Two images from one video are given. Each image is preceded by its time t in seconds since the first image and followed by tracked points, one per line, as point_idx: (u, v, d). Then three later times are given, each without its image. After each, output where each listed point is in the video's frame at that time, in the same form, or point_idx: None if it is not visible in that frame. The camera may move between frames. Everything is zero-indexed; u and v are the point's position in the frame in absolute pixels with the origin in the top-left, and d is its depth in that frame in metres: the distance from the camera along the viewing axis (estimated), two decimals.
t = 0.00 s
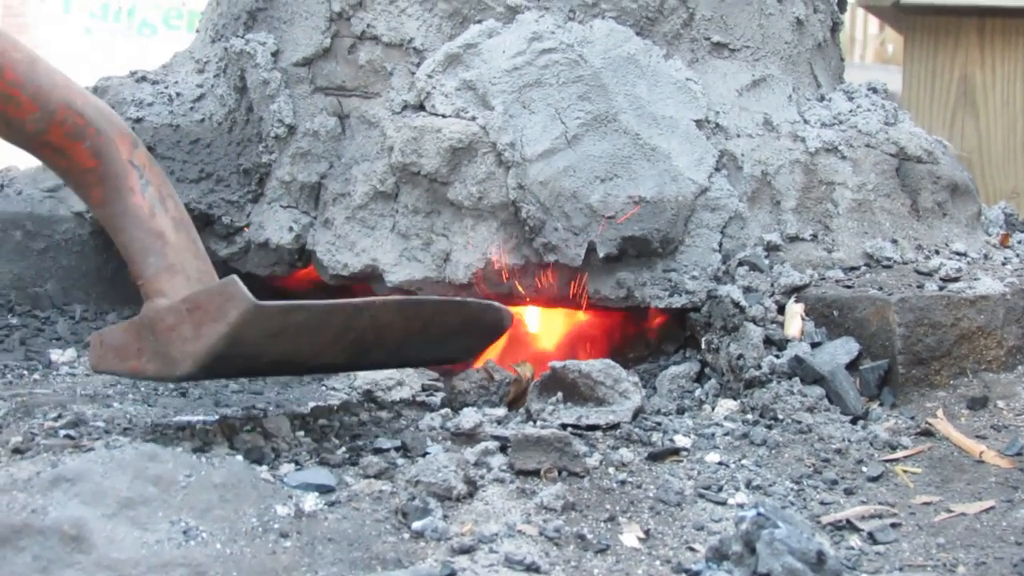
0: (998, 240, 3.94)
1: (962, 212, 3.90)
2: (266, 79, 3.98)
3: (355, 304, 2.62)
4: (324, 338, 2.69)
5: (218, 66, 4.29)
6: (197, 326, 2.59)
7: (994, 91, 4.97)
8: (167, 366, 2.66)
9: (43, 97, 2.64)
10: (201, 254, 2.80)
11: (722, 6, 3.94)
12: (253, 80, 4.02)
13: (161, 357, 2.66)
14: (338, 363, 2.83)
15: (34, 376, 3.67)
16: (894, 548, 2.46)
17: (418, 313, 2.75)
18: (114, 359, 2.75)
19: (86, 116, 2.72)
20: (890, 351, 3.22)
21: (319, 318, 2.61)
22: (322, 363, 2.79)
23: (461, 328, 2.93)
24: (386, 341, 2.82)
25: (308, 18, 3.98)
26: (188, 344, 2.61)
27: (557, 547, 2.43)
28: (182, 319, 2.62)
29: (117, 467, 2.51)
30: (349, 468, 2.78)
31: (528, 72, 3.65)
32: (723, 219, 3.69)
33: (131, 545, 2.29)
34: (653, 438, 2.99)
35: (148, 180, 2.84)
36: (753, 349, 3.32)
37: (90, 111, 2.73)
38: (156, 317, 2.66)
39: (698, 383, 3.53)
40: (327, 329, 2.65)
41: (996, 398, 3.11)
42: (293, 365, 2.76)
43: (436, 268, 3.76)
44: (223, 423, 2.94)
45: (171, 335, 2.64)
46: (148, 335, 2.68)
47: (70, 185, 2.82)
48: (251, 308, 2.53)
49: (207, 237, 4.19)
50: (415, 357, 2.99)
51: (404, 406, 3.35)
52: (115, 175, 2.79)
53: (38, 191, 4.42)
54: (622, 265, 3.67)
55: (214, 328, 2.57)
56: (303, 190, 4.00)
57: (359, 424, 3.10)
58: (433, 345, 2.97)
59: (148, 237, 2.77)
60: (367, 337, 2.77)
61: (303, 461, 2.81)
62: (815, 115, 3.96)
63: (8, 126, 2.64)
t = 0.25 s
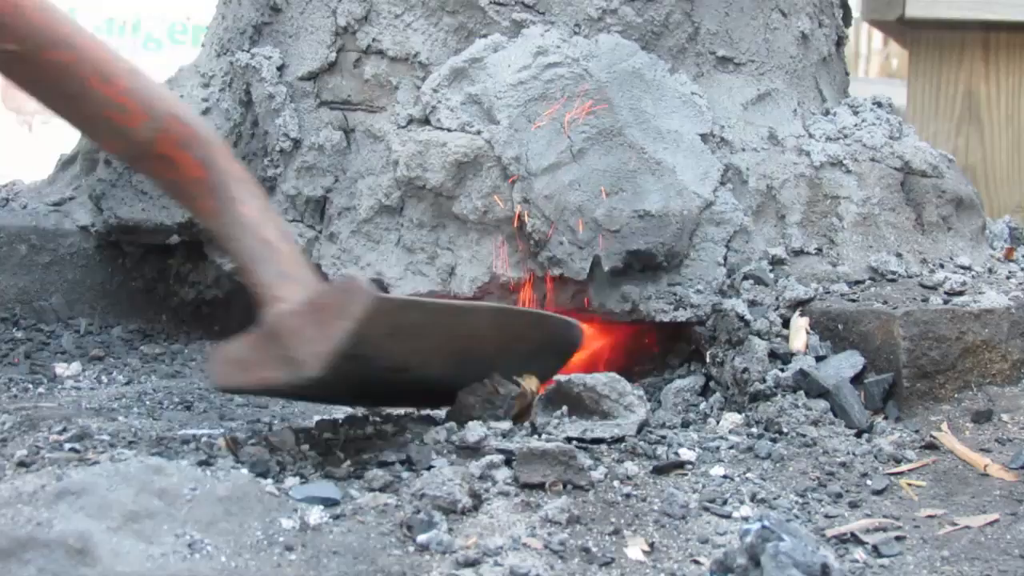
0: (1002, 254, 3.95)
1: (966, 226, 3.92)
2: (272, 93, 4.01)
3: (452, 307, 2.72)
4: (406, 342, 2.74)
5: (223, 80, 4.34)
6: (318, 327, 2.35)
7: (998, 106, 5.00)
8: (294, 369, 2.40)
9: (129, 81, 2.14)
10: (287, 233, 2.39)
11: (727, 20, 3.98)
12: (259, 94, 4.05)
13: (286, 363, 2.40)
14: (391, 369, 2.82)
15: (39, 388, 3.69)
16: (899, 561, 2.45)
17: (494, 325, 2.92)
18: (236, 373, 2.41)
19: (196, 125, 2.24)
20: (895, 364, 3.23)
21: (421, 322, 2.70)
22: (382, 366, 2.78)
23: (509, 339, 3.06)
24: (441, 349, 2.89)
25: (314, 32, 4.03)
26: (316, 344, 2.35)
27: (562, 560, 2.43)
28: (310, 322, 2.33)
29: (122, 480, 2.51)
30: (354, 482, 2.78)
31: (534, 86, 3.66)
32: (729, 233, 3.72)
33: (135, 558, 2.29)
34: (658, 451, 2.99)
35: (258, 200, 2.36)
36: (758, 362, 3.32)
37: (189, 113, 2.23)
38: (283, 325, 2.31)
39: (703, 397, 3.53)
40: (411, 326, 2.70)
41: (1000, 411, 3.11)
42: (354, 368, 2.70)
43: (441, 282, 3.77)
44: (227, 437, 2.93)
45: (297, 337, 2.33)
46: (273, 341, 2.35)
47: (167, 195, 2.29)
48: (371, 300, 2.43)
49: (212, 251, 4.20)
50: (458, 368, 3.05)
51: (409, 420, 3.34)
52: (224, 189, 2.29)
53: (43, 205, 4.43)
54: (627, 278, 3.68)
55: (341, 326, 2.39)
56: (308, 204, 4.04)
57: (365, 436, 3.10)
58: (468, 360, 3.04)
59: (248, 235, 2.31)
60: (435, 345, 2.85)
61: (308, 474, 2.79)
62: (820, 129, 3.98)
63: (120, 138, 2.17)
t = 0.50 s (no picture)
0: (1001, 252, 3.95)
1: (965, 224, 3.92)
2: (269, 95, 4.02)
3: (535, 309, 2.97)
4: (462, 335, 2.89)
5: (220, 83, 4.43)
6: (379, 320, 2.33)
7: (997, 104, 5.00)
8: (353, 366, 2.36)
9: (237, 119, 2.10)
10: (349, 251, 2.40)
11: (724, 20, 3.98)
12: (256, 97, 4.07)
13: (345, 361, 2.35)
14: (438, 362, 2.98)
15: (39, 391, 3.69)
16: (898, 557, 2.45)
17: (527, 321, 2.98)
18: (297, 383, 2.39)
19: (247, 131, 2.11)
20: (894, 361, 3.23)
21: (464, 308, 2.76)
22: (435, 357, 2.94)
23: (535, 341, 3.17)
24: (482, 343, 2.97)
25: (310, 34, 4.03)
26: (373, 339, 2.32)
27: (561, 558, 2.43)
28: (366, 318, 2.31)
29: (122, 481, 2.52)
30: (353, 482, 2.77)
31: (531, 87, 3.66)
32: (727, 232, 3.72)
33: (135, 558, 2.29)
34: (656, 452, 2.99)
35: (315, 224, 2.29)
36: (757, 360, 3.32)
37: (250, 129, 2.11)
38: (341, 323, 2.28)
39: (702, 395, 3.54)
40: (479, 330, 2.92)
41: (999, 407, 3.11)
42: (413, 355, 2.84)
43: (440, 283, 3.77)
44: (226, 438, 2.92)
45: (354, 333, 2.30)
46: (326, 338, 2.32)
47: (233, 214, 2.22)
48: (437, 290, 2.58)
49: (211, 254, 4.21)
50: (492, 365, 3.17)
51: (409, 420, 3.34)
52: (287, 221, 2.21)
53: (41, 209, 4.43)
54: (625, 278, 3.69)
55: (396, 318, 2.38)
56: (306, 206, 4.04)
57: (364, 437, 3.08)
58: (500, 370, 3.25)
59: (298, 254, 2.25)
60: (521, 336, 3.08)
61: (308, 474, 2.79)
62: (818, 128, 3.99)
63: (180, 151, 2.05)
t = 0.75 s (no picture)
0: (1002, 245, 3.95)
1: (966, 217, 3.92)
2: (270, 89, 3.99)
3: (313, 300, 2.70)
4: (239, 334, 2.67)
5: (221, 77, 4.38)
6: (139, 306, 2.54)
7: (999, 96, 4.99)
8: (104, 350, 2.59)
9: None
10: (104, 222, 2.81)
11: (725, 12, 3.98)
12: (257, 90, 4.04)
13: (98, 343, 2.60)
14: (216, 364, 2.74)
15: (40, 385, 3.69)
16: (899, 549, 2.46)
17: (307, 313, 2.71)
18: (42, 354, 2.71)
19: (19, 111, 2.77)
20: (895, 354, 3.23)
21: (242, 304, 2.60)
22: (208, 356, 2.69)
23: (343, 343, 2.88)
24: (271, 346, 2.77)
25: (311, 28, 4.02)
26: (127, 323, 2.55)
27: (562, 550, 2.43)
28: (120, 300, 2.56)
29: (123, 474, 2.52)
30: (354, 475, 2.77)
31: (532, 80, 3.66)
32: (728, 225, 3.72)
33: (136, 551, 2.29)
34: (658, 444, 2.98)
35: (72, 179, 2.85)
36: (758, 353, 3.32)
37: (28, 109, 2.80)
38: (93, 301, 2.59)
39: (704, 388, 3.54)
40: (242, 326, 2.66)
41: (1001, 400, 3.10)
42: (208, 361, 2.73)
43: (440, 276, 3.77)
44: (227, 433, 2.93)
45: (109, 316, 2.57)
46: (87, 320, 2.62)
47: (2, 182, 2.82)
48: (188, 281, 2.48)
49: (212, 248, 4.27)
50: (272, 367, 2.84)
51: (410, 414, 3.33)
52: (43, 171, 2.80)
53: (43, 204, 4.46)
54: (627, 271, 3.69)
55: (155, 304, 2.51)
56: (307, 200, 4.02)
57: (364, 430, 3.07)
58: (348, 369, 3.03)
59: (60, 217, 2.76)
60: (312, 332, 2.79)
61: (309, 467, 2.79)
62: (819, 121, 3.98)
63: None
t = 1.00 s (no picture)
0: (1006, 233, 3.94)
1: (970, 205, 3.91)
2: (273, 76, 3.99)
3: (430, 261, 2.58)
4: (373, 305, 2.57)
5: (224, 65, 4.40)
6: (271, 284, 2.33)
7: (1000, 85, 4.96)
8: (241, 328, 2.35)
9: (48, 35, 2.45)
10: (246, 206, 2.40)
11: None
12: (260, 77, 4.05)
13: (232, 321, 2.35)
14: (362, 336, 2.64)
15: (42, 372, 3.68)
16: (903, 537, 2.46)
17: (458, 287, 2.65)
18: (186, 332, 2.38)
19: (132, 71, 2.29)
20: (899, 342, 3.22)
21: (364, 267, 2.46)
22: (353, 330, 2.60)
23: (485, 304, 2.75)
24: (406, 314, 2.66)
25: (314, 15, 4.01)
26: (262, 300, 2.32)
27: (566, 538, 2.43)
28: (254, 276, 2.30)
29: (125, 461, 2.51)
30: (357, 462, 2.77)
31: (536, 67, 3.65)
32: (731, 213, 3.71)
33: (139, 538, 2.29)
34: (662, 431, 2.98)
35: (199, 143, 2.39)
36: (761, 341, 3.31)
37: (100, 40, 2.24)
38: (228, 279, 2.29)
39: (707, 376, 3.54)
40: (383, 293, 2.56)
41: (1004, 388, 3.10)
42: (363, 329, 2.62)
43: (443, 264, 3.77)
44: (229, 418, 2.90)
45: (246, 294, 2.31)
46: (222, 298, 2.33)
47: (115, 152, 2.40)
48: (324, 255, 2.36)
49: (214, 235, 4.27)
50: (423, 340, 2.75)
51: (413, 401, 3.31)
52: (168, 139, 2.33)
53: (45, 190, 4.43)
54: (629, 260, 3.68)
55: (290, 282, 2.33)
56: (310, 186, 4.03)
57: (367, 417, 3.07)
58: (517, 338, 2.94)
59: (189, 191, 2.34)
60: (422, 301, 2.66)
61: (312, 454, 2.79)
62: (823, 109, 3.98)
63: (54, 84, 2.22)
